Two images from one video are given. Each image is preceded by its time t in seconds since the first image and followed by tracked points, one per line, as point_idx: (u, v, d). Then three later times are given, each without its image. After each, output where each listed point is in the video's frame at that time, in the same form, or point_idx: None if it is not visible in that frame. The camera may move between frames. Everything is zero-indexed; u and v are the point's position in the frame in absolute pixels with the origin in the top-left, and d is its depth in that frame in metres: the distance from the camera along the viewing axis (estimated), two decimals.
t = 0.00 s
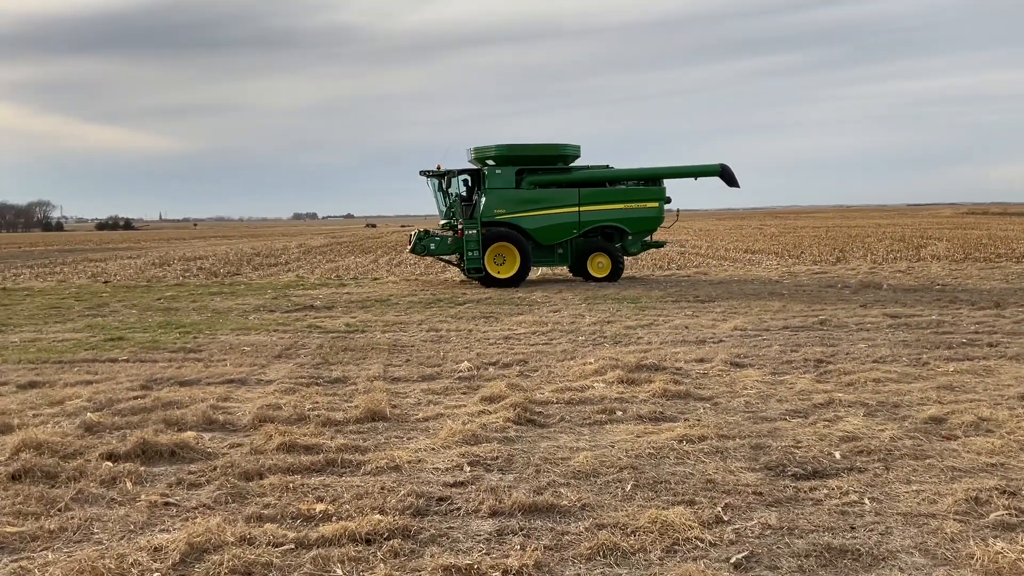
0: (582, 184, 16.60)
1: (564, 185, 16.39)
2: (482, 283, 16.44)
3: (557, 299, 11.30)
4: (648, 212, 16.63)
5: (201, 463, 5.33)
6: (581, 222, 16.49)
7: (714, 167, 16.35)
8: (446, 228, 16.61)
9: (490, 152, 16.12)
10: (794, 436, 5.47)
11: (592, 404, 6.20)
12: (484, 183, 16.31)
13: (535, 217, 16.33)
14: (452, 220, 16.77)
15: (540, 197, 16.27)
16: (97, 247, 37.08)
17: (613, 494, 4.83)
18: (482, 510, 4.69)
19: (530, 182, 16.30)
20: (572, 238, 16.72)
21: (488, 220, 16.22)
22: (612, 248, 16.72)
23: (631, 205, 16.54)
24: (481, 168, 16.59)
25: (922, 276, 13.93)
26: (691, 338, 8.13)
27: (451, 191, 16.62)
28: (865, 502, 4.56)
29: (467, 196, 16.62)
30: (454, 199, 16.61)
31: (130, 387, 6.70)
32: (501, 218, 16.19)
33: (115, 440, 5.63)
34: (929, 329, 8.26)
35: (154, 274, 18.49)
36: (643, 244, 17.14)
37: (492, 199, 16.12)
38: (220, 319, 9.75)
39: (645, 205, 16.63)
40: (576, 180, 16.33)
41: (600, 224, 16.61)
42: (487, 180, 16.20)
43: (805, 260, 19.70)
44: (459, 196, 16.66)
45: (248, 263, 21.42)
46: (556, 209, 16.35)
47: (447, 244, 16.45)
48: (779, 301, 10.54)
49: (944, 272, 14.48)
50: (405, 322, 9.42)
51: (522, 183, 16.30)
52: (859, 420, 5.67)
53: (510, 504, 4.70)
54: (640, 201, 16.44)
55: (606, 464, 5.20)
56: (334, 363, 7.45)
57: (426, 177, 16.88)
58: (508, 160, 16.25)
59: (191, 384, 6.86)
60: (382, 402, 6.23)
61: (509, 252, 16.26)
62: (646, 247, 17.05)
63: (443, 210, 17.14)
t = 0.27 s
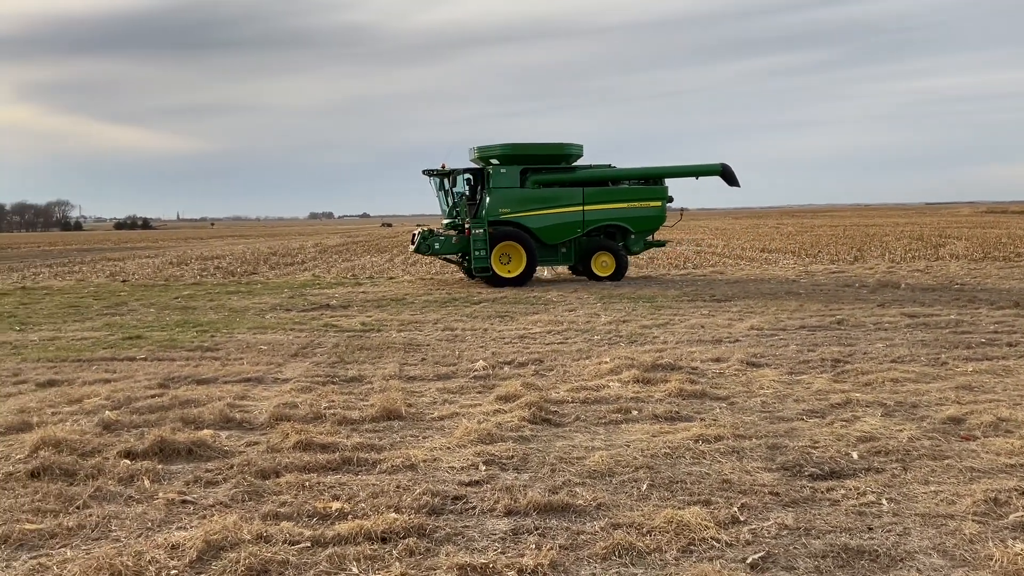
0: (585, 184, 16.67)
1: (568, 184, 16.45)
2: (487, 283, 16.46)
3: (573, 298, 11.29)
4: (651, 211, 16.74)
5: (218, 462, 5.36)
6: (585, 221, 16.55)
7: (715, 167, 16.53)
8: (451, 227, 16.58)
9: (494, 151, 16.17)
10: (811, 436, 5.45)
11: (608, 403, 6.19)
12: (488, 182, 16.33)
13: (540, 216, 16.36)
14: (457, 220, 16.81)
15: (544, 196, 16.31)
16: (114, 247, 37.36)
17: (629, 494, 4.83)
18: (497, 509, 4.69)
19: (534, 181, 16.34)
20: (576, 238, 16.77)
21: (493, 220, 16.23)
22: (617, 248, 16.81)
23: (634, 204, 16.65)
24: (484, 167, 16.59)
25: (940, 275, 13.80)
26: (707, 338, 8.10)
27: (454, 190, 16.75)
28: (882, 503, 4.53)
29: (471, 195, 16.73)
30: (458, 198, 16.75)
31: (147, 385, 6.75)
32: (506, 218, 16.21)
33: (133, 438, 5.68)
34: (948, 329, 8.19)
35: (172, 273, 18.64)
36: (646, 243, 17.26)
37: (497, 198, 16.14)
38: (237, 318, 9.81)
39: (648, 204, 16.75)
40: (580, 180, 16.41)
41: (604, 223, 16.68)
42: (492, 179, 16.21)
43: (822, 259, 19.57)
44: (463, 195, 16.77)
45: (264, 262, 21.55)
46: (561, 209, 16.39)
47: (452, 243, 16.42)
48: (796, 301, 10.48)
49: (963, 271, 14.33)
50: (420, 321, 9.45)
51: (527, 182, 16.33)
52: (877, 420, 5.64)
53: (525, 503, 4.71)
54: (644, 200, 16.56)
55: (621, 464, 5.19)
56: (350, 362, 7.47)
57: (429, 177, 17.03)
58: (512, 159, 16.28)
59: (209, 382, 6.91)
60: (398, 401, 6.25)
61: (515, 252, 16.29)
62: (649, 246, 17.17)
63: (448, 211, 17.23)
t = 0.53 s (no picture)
0: (589, 183, 16.70)
1: (573, 183, 16.47)
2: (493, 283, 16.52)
3: (589, 297, 11.27)
4: (655, 211, 16.81)
5: (236, 459, 5.39)
6: (590, 220, 16.58)
7: (717, 166, 16.66)
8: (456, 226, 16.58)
9: (499, 150, 16.17)
10: (829, 436, 5.41)
11: (624, 402, 6.17)
12: (494, 181, 16.32)
13: (545, 215, 16.36)
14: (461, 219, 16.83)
15: (549, 195, 16.30)
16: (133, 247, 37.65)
17: (646, 493, 4.82)
18: (514, 508, 4.69)
19: (539, 180, 16.36)
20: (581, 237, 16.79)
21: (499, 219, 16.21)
22: (622, 246, 16.81)
23: (638, 204, 16.71)
24: (488, 166, 16.57)
25: (960, 275, 13.66)
26: (724, 337, 8.07)
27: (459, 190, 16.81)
28: (902, 503, 4.49)
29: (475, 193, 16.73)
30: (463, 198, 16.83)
31: (166, 383, 6.81)
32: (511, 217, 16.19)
33: (152, 436, 5.72)
34: (968, 329, 8.11)
35: (190, 272, 18.81)
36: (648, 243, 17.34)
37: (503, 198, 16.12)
38: (255, 317, 9.87)
39: (651, 204, 16.81)
40: (584, 179, 16.44)
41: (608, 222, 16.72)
42: (497, 178, 16.21)
43: (839, 258, 19.42)
44: (466, 194, 16.81)
45: (281, 262, 21.68)
46: (566, 208, 16.40)
47: (457, 242, 16.42)
48: (815, 300, 10.41)
49: (983, 271, 14.18)
50: (436, 320, 9.47)
51: (532, 181, 16.35)
52: (896, 420, 5.59)
53: (542, 502, 4.70)
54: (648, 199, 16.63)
55: (638, 463, 5.17)
56: (366, 361, 7.50)
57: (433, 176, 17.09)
58: (517, 158, 16.30)
59: (227, 380, 6.95)
60: (414, 400, 6.26)
61: (521, 251, 16.33)
62: (652, 246, 17.25)
63: (453, 210, 17.27)
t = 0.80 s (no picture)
0: (594, 181, 16.77)
1: (578, 181, 16.51)
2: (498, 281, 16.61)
3: (605, 295, 11.26)
4: (658, 209, 16.97)
5: (254, 456, 5.42)
6: (595, 218, 16.64)
7: (719, 165, 16.82)
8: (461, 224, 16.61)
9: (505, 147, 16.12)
10: (848, 435, 5.38)
11: (641, 401, 6.16)
12: (499, 179, 16.23)
13: (551, 213, 16.36)
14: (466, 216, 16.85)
15: (555, 193, 16.31)
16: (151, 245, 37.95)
17: (662, 491, 4.81)
18: (531, 505, 4.70)
19: (545, 178, 16.35)
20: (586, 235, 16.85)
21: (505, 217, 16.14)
22: (627, 245, 16.95)
23: (643, 202, 16.86)
24: (492, 163, 16.47)
25: (979, 274, 13.53)
26: (742, 336, 8.05)
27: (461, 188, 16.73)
28: (921, 503, 4.46)
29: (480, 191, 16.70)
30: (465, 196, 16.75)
31: (185, 379, 6.86)
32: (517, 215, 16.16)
33: (171, 432, 5.77)
34: (990, 328, 8.03)
35: (208, 270, 18.97)
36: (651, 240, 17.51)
37: (509, 196, 16.07)
38: (273, 314, 9.93)
39: (655, 202, 16.97)
40: (590, 177, 16.50)
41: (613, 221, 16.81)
42: (503, 176, 16.12)
43: (858, 257, 19.28)
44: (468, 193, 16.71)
45: (298, 259, 21.79)
46: (572, 206, 16.44)
47: (463, 240, 16.46)
48: (833, 299, 10.35)
49: (1003, 270, 14.03)
50: (453, 318, 9.49)
51: (538, 179, 16.32)
52: (916, 419, 5.55)
53: (558, 500, 4.70)
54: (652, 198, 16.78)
55: (655, 462, 5.16)
56: (383, 359, 7.52)
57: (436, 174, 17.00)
58: (523, 155, 16.26)
59: (245, 377, 7.00)
60: (431, 397, 6.28)
61: (528, 249, 16.40)
62: (654, 244, 17.43)
63: (456, 207, 17.23)
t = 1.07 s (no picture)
0: (598, 179, 16.80)
1: (584, 179, 16.53)
2: (504, 277, 16.58)
3: (622, 293, 11.24)
4: (662, 207, 17.09)
5: (272, 452, 5.46)
6: (600, 216, 16.70)
7: (721, 162, 16.91)
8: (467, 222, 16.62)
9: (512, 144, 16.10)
10: (867, 434, 5.36)
11: (658, 399, 6.16)
12: (505, 176, 16.19)
13: (557, 211, 16.37)
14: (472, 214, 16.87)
15: (561, 191, 16.31)
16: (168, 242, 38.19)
17: (680, 489, 4.80)
18: (548, 503, 4.70)
19: (551, 176, 16.33)
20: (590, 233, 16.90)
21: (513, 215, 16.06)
22: (632, 243, 17.01)
23: (647, 200, 16.95)
24: (497, 161, 16.43)
25: (1000, 272, 13.39)
26: (760, 334, 8.02)
27: (466, 184, 16.92)
28: (941, 503, 4.43)
29: (484, 188, 16.76)
30: (471, 192, 16.92)
31: (204, 375, 6.92)
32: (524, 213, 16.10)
33: (190, 428, 5.81)
34: (1011, 326, 7.96)
35: (226, 266, 19.13)
36: (653, 238, 17.61)
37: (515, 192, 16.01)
38: (290, 311, 9.99)
39: (659, 200, 17.08)
40: (595, 175, 16.53)
41: (618, 218, 16.88)
42: (509, 173, 16.09)
43: (877, 254, 19.15)
44: (473, 188, 16.94)
45: (315, 256, 21.92)
46: (577, 204, 16.47)
47: (470, 237, 16.44)
48: (852, 296, 10.29)
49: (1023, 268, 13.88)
50: (470, 315, 9.51)
51: (544, 177, 16.30)
52: (935, 418, 5.52)
53: (575, 497, 4.71)
54: (656, 196, 16.89)
55: (672, 460, 5.16)
56: (400, 355, 7.55)
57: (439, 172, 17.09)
58: (529, 153, 16.22)
59: (263, 373, 7.04)
60: (448, 394, 6.30)
61: (535, 246, 16.38)
62: (657, 242, 17.53)
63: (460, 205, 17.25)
